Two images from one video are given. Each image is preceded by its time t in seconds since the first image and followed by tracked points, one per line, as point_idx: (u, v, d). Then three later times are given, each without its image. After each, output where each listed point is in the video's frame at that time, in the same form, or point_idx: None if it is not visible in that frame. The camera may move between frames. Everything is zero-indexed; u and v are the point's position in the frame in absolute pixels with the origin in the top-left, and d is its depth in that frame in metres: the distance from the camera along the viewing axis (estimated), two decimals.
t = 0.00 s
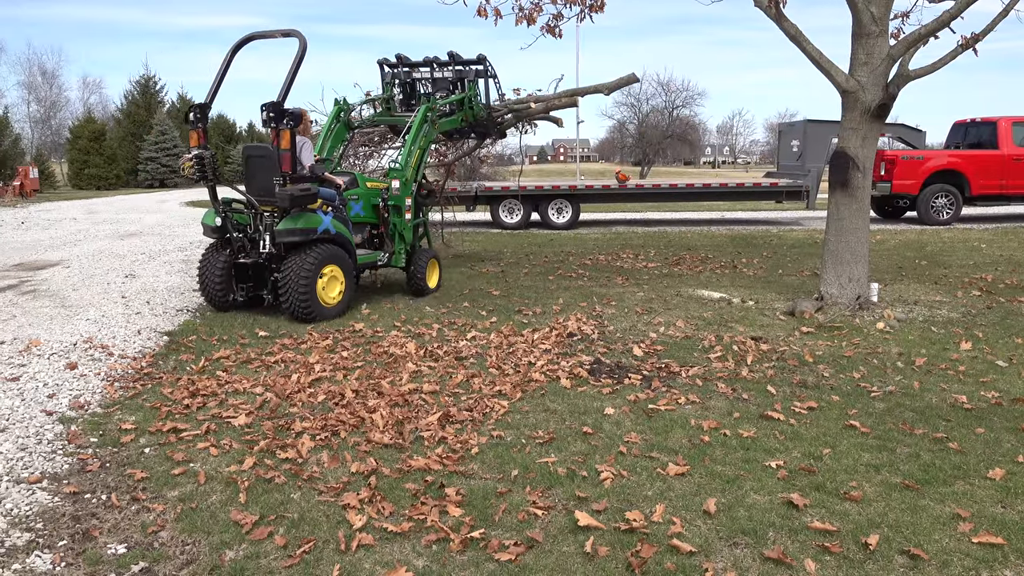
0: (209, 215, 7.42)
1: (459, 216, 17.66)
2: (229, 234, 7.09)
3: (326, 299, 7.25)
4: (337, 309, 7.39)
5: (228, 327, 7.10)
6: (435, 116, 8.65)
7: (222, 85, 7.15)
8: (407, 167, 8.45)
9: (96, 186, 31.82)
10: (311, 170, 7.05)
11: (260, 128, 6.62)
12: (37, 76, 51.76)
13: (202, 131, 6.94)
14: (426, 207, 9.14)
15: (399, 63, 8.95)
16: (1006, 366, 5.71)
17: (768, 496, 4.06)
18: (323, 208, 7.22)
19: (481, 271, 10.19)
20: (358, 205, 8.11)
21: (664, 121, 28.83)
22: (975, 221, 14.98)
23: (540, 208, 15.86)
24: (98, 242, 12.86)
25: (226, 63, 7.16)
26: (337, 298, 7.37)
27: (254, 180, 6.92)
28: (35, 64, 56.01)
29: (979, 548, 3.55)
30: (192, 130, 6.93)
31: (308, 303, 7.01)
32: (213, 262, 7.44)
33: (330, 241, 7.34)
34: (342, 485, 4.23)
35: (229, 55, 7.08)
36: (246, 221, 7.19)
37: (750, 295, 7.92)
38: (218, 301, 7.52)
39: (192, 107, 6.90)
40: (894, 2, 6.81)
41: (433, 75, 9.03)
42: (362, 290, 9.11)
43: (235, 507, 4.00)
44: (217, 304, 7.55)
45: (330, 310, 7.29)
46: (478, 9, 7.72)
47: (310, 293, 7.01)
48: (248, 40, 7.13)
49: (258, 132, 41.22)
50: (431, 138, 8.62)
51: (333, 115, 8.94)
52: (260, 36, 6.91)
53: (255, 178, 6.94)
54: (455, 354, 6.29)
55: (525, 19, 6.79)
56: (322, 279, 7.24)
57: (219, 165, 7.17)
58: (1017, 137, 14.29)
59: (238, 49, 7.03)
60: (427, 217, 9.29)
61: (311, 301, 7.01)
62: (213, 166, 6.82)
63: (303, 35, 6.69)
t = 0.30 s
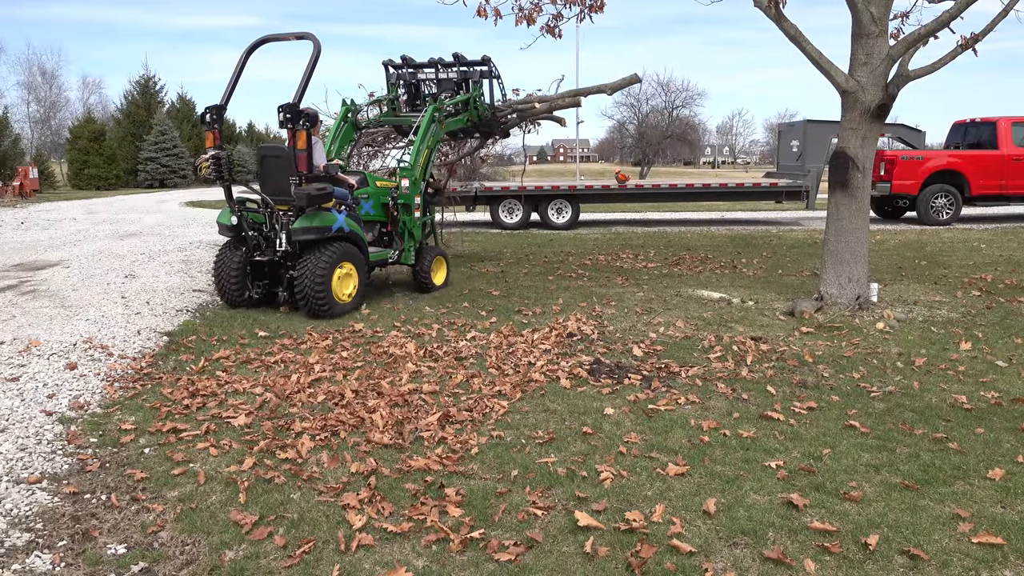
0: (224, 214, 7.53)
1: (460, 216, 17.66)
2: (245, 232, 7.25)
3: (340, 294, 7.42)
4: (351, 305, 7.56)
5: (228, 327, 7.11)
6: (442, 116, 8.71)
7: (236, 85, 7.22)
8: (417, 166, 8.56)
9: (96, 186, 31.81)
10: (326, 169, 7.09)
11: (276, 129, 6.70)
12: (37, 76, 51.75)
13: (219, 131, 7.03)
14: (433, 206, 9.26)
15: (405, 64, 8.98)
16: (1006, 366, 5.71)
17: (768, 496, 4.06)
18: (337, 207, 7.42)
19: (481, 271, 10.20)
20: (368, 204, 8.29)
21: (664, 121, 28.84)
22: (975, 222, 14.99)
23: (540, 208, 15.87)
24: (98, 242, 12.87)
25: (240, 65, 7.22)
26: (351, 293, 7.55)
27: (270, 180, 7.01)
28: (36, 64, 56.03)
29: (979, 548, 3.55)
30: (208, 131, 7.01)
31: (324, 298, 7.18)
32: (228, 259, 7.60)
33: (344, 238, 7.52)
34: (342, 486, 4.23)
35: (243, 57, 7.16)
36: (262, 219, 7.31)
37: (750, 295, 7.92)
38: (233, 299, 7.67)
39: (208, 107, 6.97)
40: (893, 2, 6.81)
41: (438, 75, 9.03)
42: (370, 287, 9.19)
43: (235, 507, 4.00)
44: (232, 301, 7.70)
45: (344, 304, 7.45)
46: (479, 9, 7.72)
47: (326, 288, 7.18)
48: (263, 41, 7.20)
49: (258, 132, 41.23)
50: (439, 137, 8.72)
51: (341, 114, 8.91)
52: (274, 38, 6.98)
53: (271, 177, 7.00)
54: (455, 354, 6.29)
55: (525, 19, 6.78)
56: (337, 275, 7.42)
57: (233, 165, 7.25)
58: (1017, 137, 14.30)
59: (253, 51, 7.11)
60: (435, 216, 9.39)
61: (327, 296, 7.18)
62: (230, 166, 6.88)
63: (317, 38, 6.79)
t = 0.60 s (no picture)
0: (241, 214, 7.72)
1: (459, 216, 17.65)
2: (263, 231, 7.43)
3: (355, 291, 7.62)
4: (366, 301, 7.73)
5: (228, 327, 7.11)
6: (451, 116, 8.73)
7: (252, 88, 7.33)
8: (427, 166, 8.57)
9: (95, 186, 31.77)
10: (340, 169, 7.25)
11: (292, 130, 6.77)
12: (36, 76, 51.74)
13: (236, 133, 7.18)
14: (444, 204, 9.28)
15: (413, 65, 8.97)
16: (1005, 366, 5.72)
17: (767, 496, 4.07)
18: (352, 206, 7.57)
19: (481, 271, 10.21)
20: (381, 202, 8.45)
21: (664, 121, 28.85)
22: (974, 222, 14.99)
23: (539, 208, 15.87)
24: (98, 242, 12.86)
25: (256, 67, 7.34)
26: (366, 290, 7.75)
27: (286, 180, 7.18)
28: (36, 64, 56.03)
29: (978, 548, 3.55)
30: (226, 132, 7.16)
31: (340, 295, 7.36)
32: (245, 258, 7.77)
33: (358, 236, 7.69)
34: (342, 486, 4.23)
35: (258, 61, 7.28)
36: (277, 218, 7.51)
37: (750, 295, 7.92)
38: (250, 296, 7.83)
39: (225, 109, 7.10)
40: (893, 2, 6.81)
41: (446, 76, 9.05)
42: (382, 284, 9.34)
43: (235, 507, 4.00)
44: (248, 298, 7.86)
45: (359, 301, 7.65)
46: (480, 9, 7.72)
47: (342, 286, 7.37)
48: (278, 44, 7.29)
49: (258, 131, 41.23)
50: (448, 137, 8.73)
51: (352, 115, 9.00)
52: (289, 41, 7.09)
53: (288, 177, 7.19)
54: (455, 354, 6.29)
55: (525, 19, 6.77)
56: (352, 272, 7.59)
57: (250, 165, 7.40)
58: (1017, 136, 14.30)
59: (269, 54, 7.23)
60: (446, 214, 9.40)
61: (342, 293, 7.37)
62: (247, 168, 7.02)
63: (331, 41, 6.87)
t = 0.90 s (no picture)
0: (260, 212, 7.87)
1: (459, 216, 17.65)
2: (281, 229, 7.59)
3: (370, 288, 7.73)
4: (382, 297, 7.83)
5: (228, 326, 7.11)
6: (465, 117, 8.80)
7: (271, 90, 7.42)
8: (441, 165, 8.75)
9: (95, 186, 31.71)
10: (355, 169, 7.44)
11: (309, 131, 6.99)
12: (36, 76, 51.75)
13: (254, 134, 7.28)
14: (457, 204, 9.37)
15: (428, 67, 9.05)
16: (1005, 366, 5.72)
17: (767, 496, 4.07)
18: (367, 204, 7.65)
19: (481, 271, 10.21)
20: (394, 202, 8.51)
21: (664, 121, 28.87)
22: (974, 222, 15.00)
23: (539, 208, 15.87)
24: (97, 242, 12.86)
25: (274, 71, 7.40)
26: (381, 286, 7.85)
27: (303, 179, 7.31)
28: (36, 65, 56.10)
29: (978, 548, 3.55)
30: (246, 133, 7.27)
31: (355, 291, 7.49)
32: (264, 255, 7.96)
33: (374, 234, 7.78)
34: (341, 486, 4.23)
35: (277, 64, 7.34)
36: (295, 217, 7.68)
37: (749, 295, 7.92)
38: (268, 292, 8.02)
39: (245, 111, 7.20)
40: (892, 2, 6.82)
41: (460, 78, 9.10)
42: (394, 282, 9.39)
43: (234, 507, 4.00)
44: (266, 294, 8.01)
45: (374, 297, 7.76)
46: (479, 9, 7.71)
47: (357, 282, 7.49)
48: (297, 46, 7.34)
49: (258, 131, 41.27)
50: (462, 137, 8.79)
51: (368, 116, 8.92)
52: (306, 45, 7.14)
53: (304, 176, 7.37)
54: (454, 354, 6.29)
55: (525, 19, 6.78)
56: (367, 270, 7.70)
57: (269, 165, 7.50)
58: (1017, 137, 14.31)
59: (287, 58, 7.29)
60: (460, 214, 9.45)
61: (357, 289, 7.49)
62: (265, 168, 7.13)
63: (348, 45, 6.94)
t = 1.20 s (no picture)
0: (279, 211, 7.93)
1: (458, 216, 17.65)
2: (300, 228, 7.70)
3: (385, 286, 7.83)
4: (396, 295, 7.92)
5: (227, 326, 7.10)
6: (481, 117, 8.85)
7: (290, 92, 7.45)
8: (457, 165, 8.80)
9: (94, 186, 31.60)
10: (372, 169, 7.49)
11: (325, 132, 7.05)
12: (35, 76, 51.72)
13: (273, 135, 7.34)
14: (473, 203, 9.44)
15: (446, 67, 9.05)
16: (1004, 366, 5.72)
17: (766, 496, 4.07)
18: (381, 205, 7.75)
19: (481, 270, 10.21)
20: (411, 201, 8.59)
21: (663, 121, 28.89)
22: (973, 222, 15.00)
23: (538, 208, 15.87)
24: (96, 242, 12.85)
25: (294, 73, 7.45)
26: (396, 284, 7.94)
27: (320, 179, 7.39)
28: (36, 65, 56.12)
29: (977, 548, 3.55)
30: (265, 134, 7.30)
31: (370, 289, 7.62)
32: (283, 254, 8.10)
33: (389, 234, 7.87)
34: (341, 486, 4.23)
35: (296, 67, 7.39)
36: (313, 216, 7.72)
37: (749, 295, 7.92)
38: (286, 289, 8.17)
39: (264, 112, 7.23)
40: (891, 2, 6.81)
41: (477, 78, 9.11)
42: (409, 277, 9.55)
43: (234, 507, 4.00)
44: (286, 291, 8.19)
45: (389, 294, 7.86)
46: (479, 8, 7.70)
47: (372, 280, 7.62)
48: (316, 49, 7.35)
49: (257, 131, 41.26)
50: (478, 137, 8.87)
51: (386, 116, 9.08)
52: (324, 48, 7.15)
53: (320, 177, 7.35)
54: (454, 354, 6.29)
55: (525, 19, 6.78)
56: (382, 269, 7.80)
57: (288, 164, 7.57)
58: (1016, 137, 14.31)
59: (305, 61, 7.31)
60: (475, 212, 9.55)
61: (372, 287, 7.62)
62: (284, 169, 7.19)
63: (365, 49, 6.91)
